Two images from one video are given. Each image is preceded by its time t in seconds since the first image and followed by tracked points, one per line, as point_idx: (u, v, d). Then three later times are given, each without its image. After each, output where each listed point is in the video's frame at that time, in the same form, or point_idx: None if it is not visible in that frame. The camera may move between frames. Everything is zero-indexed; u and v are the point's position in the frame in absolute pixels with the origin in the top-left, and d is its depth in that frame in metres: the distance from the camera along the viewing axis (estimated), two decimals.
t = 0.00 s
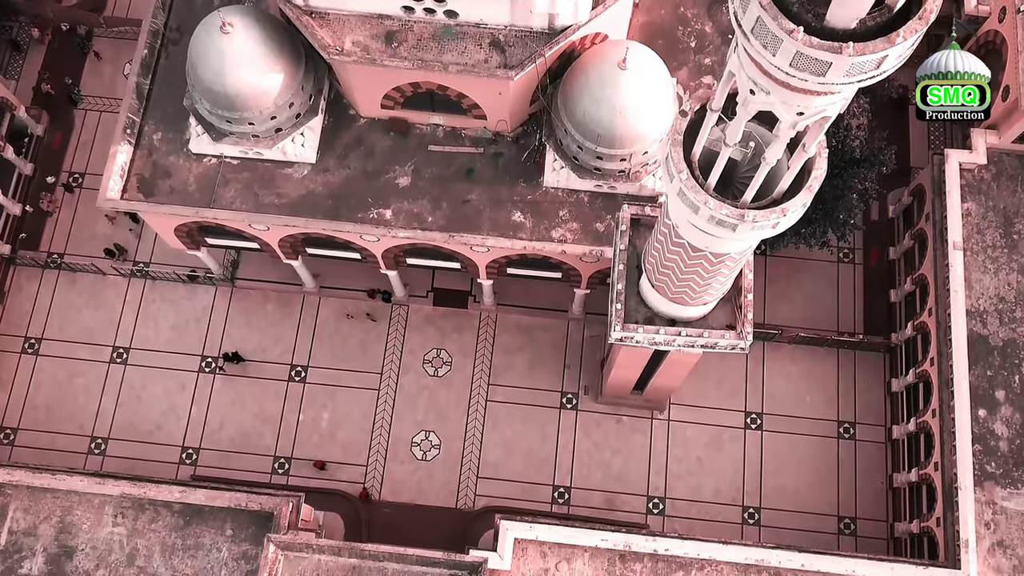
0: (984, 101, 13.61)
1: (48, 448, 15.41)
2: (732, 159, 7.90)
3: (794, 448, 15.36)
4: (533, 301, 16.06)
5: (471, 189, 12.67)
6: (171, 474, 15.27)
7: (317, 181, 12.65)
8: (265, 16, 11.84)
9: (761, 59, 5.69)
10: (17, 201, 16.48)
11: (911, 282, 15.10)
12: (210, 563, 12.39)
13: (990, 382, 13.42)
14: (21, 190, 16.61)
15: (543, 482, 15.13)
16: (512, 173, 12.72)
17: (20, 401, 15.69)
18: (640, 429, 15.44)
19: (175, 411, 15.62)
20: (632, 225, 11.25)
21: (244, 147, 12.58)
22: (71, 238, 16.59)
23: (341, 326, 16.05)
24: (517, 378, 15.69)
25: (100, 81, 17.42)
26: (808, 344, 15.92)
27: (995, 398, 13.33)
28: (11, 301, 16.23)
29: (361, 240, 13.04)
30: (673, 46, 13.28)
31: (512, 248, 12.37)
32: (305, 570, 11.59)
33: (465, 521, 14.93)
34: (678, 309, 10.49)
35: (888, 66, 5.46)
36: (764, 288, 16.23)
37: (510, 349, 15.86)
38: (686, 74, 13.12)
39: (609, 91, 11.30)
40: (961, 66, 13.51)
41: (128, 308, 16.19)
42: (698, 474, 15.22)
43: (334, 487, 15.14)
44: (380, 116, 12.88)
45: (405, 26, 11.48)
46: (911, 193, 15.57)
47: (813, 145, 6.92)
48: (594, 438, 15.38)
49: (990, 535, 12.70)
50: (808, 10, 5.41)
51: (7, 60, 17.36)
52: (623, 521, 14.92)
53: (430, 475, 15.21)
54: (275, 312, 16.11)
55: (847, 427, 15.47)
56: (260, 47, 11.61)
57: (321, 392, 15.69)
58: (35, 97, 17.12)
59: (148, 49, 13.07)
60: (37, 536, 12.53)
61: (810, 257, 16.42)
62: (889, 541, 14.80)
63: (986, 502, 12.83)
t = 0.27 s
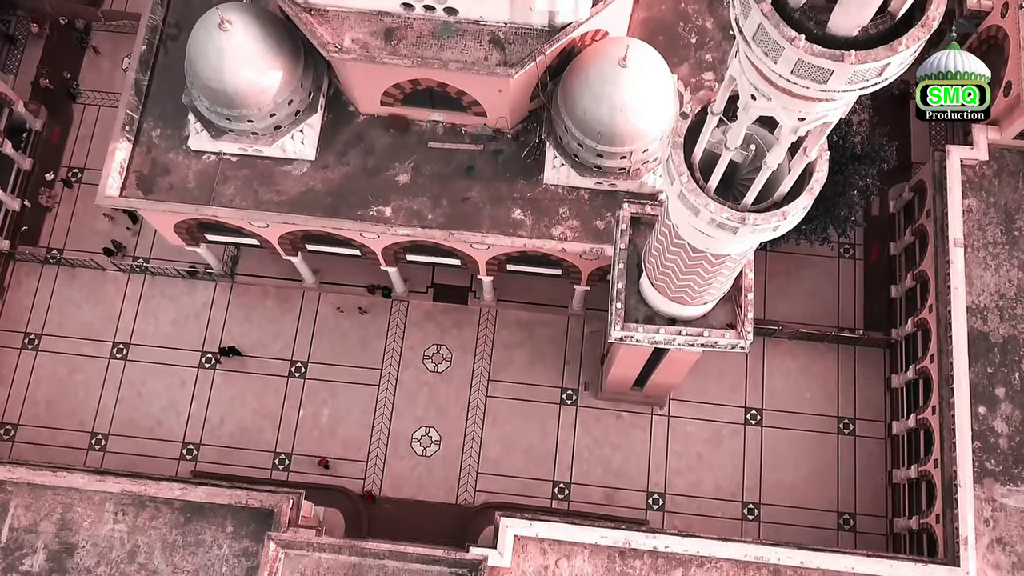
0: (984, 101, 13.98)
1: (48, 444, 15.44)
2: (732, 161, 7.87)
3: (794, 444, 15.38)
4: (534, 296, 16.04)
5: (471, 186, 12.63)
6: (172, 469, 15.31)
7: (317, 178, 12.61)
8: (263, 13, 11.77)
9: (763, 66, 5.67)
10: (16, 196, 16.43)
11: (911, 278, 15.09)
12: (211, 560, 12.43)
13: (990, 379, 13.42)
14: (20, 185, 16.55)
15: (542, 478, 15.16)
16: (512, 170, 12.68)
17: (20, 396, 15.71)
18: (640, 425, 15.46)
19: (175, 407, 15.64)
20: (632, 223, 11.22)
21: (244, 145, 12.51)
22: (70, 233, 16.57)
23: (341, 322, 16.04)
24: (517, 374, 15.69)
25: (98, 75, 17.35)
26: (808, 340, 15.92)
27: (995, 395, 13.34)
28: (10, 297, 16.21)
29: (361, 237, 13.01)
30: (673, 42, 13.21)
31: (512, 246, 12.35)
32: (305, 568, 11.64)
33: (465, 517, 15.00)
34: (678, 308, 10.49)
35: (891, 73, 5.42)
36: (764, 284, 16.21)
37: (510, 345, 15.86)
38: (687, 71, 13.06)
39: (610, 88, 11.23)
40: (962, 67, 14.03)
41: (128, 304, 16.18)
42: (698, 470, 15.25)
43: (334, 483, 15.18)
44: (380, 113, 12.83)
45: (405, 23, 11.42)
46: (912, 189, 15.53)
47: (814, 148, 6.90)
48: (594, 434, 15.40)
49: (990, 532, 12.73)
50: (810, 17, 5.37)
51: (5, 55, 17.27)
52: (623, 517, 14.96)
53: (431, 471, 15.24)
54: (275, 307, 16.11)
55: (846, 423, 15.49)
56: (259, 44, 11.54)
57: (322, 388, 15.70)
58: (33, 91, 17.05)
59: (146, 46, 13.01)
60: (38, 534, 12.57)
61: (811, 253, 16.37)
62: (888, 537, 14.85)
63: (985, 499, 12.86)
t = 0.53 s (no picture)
0: (984, 101, 14.20)
1: (49, 442, 15.46)
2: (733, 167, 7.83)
3: (794, 442, 15.39)
4: (534, 294, 16.02)
5: (471, 186, 12.59)
6: (172, 467, 15.33)
7: (316, 178, 12.57)
8: (262, 13, 11.69)
9: (764, 77, 5.64)
10: (14, 193, 16.38)
11: (912, 277, 15.06)
12: (211, 559, 12.47)
13: (990, 379, 13.41)
14: (18, 182, 16.51)
15: (542, 476, 15.18)
16: (512, 169, 12.64)
17: (21, 394, 15.72)
18: (639, 423, 15.46)
19: (175, 405, 15.64)
20: (633, 224, 11.19)
21: (242, 144, 12.45)
22: (69, 231, 16.54)
23: (341, 320, 16.02)
24: (517, 372, 15.68)
25: (97, 71, 17.27)
26: (808, 338, 15.90)
27: (995, 394, 13.33)
28: (10, 294, 16.19)
29: (360, 237, 12.98)
30: (674, 40, 13.13)
31: (512, 246, 12.32)
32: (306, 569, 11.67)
33: (465, 515, 15.03)
34: (678, 311, 10.46)
35: (893, 85, 5.38)
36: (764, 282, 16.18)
37: (510, 343, 15.84)
38: (688, 69, 12.99)
39: (610, 88, 11.14)
40: (961, 66, 14.13)
41: (127, 302, 16.16)
42: (697, 468, 15.26)
43: (334, 481, 15.20)
44: (379, 112, 12.77)
45: (405, 23, 11.35)
46: (913, 187, 15.48)
47: (816, 156, 6.86)
48: (594, 432, 15.41)
49: (989, 531, 12.75)
50: (812, 28, 5.33)
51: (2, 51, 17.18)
52: (623, 515, 14.99)
53: (431, 469, 15.26)
54: (275, 305, 16.09)
55: (846, 421, 15.49)
56: (258, 43, 11.45)
57: (322, 386, 15.70)
58: (31, 88, 16.98)
59: (145, 44, 12.94)
60: (39, 533, 12.60)
61: (812, 251, 16.31)
62: (887, 535, 14.88)
63: (985, 499, 12.88)
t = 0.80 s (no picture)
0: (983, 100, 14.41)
1: (49, 447, 15.45)
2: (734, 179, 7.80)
3: (794, 447, 15.37)
4: (534, 298, 15.99)
5: (471, 192, 12.57)
6: (172, 472, 15.33)
7: (316, 184, 12.54)
8: (261, 19, 11.62)
9: (766, 94, 5.63)
10: (14, 198, 16.34)
11: (912, 282, 15.03)
12: (211, 566, 12.48)
13: (990, 385, 13.39)
14: (17, 187, 16.46)
15: (542, 481, 15.17)
16: (512, 175, 12.61)
17: (21, 398, 15.71)
18: (640, 427, 15.44)
19: (175, 409, 15.63)
20: (633, 232, 11.16)
21: (242, 151, 12.43)
22: (68, 235, 16.51)
23: (340, 324, 16.00)
24: (517, 377, 15.66)
25: (96, 74, 17.23)
26: (809, 343, 15.87)
27: (995, 400, 13.31)
28: (10, 298, 16.17)
29: (360, 243, 12.95)
30: (674, 45, 13.09)
31: (512, 252, 12.30)
32: None
33: (465, 520, 15.02)
34: (678, 319, 10.45)
35: (894, 102, 5.35)
36: (765, 286, 16.12)
37: (510, 347, 15.82)
38: (688, 74, 12.95)
39: (610, 94, 11.08)
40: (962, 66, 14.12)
41: (127, 306, 16.14)
42: (698, 473, 15.25)
43: (335, 486, 15.19)
44: (379, 118, 12.74)
45: (404, 30, 11.32)
46: (913, 191, 15.44)
47: (816, 169, 6.84)
48: (594, 436, 15.39)
49: (989, 538, 12.75)
50: (813, 46, 5.31)
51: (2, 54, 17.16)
52: (623, 520, 14.98)
53: (431, 474, 15.25)
54: (275, 309, 16.07)
55: (847, 426, 15.46)
56: (257, 49, 11.39)
57: (322, 390, 15.68)
58: (31, 92, 16.98)
59: (144, 49, 12.91)
60: (39, 540, 12.60)
61: (812, 255, 16.25)
62: (887, 541, 14.87)
63: (985, 505, 12.87)
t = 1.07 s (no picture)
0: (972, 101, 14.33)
1: (49, 455, 15.44)
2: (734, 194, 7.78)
3: (794, 455, 15.35)
4: (534, 306, 15.97)
5: (471, 201, 12.55)
6: (172, 480, 15.31)
7: (315, 193, 12.53)
8: (261, 29, 11.61)
9: (766, 114, 5.61)
10: (13, 205, 16.39)
11: (913, 290, 15.02)
12: None
13: (991, 394, 13.37)
14: (17, 194, 16.51)
15: (542, 489, 15.15)
16: (511, 185, 12.60)
17: (21, 405, 15.70)
18: (640, 435, 15.42)
19: (175, 417, 15.61)
20: (633, 242, 11.15)
21: (242, 160, 12.41)
22: (68, 242, 16.49)
23: (340, 331, 15.98)
24: (517, 384, 15.64)
25: (96, 80, 17.22)
26: (809, 351, 15.84)
27: (996, 409, 13.29)
28: (9, 305, 16.16)
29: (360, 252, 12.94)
30: (674, 54, 13.08)
31: (512, 261, 12.28)
32: None
33: (465, 528, 15.00)
34: (679, 330, 10.44)
35: (895, 123, 5.33)
36: (765, 293, 16.09)
37: (510, 355, 15.80)
38: (689, 83, 12.93)
39: (610, 104, 11.06)
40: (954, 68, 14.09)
41: (127, 314, 16.12)
42: (697, 480, 15.23)
43: (334, 495, 15.18)
44: (379, 127, 12.72)
45: (404, 39, 11.30)
46: (914, 199, 15.42)
47: (817, 186, 6.82)
48: (594, 444, 15.37)
49: (990, 547, 12.71)
50: (814, 67, 5.30)
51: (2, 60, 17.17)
52: (623, 528, 14.96)
53: (430, 482, 15.23)
54: (275, 316, 16.05)
55: (847, 434, 15.44)
56: (257, 59, 11.37)
57: (321, 398, 15.66)
58: (31, 99, 17.00)
59: (144, 58, 12.90)
60: (38, 549, 12.58)
61: (812, 262, 16.20)
62: (888, 549, 14.86)
63: (986, 514, 12.85)
